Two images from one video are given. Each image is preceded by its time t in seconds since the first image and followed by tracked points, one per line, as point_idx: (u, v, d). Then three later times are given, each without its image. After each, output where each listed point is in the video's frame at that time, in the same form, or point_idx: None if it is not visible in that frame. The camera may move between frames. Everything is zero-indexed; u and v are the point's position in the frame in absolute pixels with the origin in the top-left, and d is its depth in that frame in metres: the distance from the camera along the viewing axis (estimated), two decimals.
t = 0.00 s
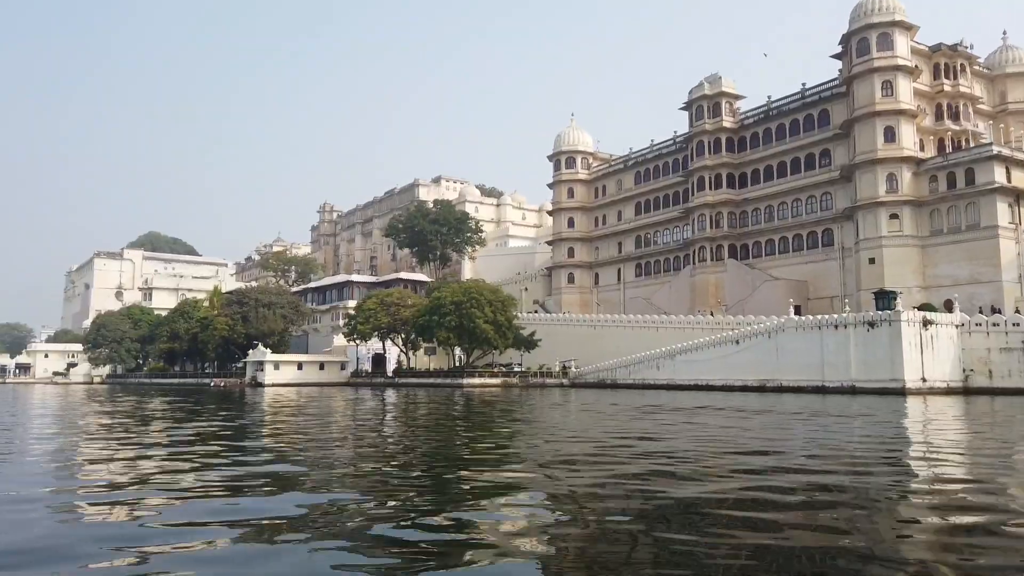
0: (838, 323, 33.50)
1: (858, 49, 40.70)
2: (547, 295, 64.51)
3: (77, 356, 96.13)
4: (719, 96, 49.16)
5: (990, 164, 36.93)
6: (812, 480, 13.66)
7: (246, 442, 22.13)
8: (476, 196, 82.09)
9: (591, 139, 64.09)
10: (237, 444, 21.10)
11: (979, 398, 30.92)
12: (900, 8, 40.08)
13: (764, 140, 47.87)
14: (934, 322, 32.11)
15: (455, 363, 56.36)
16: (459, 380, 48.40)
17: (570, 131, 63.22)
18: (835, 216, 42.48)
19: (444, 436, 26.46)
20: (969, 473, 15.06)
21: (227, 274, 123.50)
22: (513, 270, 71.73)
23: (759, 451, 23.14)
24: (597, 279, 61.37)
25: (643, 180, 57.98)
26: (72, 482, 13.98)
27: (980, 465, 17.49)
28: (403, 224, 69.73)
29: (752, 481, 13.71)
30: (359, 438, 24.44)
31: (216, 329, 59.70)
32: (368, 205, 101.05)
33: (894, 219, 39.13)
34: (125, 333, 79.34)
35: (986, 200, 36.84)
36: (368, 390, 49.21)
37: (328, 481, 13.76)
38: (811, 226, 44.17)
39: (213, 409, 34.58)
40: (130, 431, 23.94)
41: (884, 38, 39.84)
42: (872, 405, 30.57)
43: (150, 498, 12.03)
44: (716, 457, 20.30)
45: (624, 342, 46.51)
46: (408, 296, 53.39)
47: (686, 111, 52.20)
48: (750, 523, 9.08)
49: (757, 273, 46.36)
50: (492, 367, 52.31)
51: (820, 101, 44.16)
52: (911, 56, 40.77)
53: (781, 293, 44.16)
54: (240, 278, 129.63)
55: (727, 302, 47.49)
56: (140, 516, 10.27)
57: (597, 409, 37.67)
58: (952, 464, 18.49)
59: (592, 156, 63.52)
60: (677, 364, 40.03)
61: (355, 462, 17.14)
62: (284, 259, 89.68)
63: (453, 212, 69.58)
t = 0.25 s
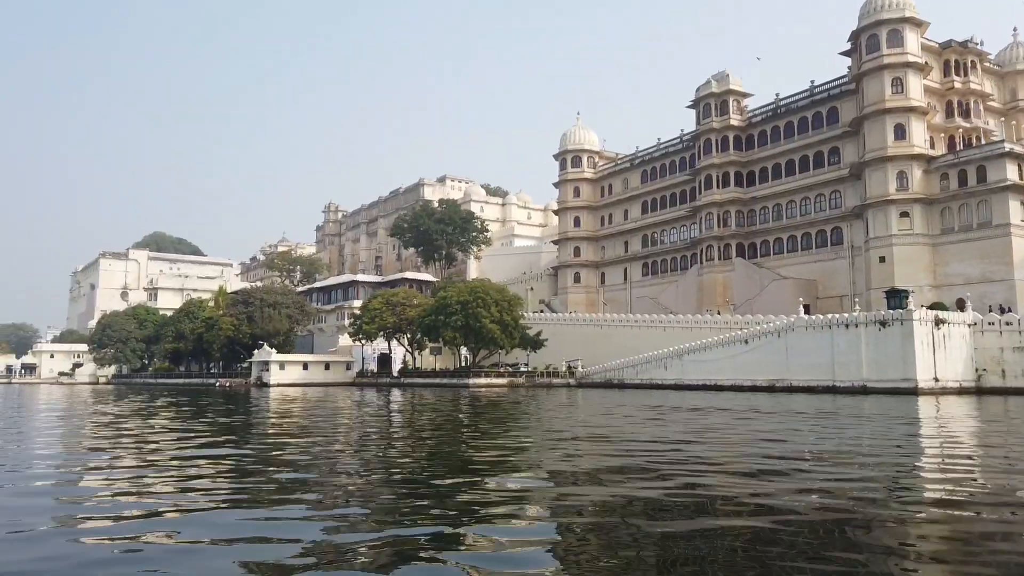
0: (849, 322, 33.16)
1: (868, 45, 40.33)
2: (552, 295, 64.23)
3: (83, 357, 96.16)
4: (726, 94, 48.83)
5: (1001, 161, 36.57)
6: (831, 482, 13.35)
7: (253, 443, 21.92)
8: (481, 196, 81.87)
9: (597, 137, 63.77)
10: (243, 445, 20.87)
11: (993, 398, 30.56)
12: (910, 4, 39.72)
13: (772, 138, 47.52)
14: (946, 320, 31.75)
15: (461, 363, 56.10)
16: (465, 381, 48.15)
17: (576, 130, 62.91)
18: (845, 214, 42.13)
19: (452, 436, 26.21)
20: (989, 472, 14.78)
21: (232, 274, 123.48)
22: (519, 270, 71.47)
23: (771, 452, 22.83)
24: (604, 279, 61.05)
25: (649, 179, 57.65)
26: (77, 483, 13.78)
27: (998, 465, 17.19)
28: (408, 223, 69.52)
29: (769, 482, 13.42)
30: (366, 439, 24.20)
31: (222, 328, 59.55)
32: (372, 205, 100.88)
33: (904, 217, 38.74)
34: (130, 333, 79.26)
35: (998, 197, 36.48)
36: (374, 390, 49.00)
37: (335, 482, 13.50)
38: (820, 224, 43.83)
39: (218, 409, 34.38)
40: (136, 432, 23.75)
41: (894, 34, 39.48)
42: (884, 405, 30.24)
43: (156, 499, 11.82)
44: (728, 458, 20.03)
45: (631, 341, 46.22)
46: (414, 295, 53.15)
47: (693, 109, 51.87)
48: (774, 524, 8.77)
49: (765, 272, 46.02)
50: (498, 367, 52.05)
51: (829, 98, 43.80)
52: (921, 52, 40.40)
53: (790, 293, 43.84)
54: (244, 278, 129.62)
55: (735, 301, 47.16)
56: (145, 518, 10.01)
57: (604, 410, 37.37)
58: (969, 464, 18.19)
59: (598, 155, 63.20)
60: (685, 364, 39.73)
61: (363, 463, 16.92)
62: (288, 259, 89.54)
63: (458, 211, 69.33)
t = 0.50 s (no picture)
0: (857, 322, 32.81)
1: (874, 43, 40.00)
2: (556, 294, 63.92)
3: (84, 356, 95.96)
4: (731, 92, 48.48)
5: (1010, 159, 36.23)
6: (847, 485, 13.05)
7: (255, 443, 21.62)
8: (484, 195, 81.58)
9: (600, 136, 63.45)
10: (246, 445, 20.60)
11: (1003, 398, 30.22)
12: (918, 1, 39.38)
13: (777, 136, 47.18)
14: (955, 320, 31.40)
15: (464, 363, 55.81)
16: (468, 381, 47.84)
17: (580, 128, 62.55)
18: (851, 213, 41.79)
19: (457, 437, 25.90)
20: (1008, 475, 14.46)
21: (233, 274, 123.23)
22: (521, 269, 71.15)
23: (780, 454, 22.54)
24: (607, 278, 60.71)
25: (653, 177, 57.31)
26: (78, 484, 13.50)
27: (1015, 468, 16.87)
28: (410, 222, 69.21)
29: (786, 485, 13.12)
30: (371, 439, 23.90)
31: (224, 328, 59.29)
32: (374, 204, 100.57)
33: (912, 216, 38.39)
34: (132, 333, 78.98)
35: (1007, 196, 36.13)
36: (376, 390, 48.71)
37: (342, 484, 13.23)
38: (826, 223, 43.50)
39: (221, 409, 34.09)
40: (137, 432, 23.45)
41: (901, 31, 39.14)
42: (893, 405, 29.91)
43: (158, 501, 11.54)
44: (740, 459, 19.71)
45: (635, 341, 45.91)
46: (417, 295, 52.82)
47: (697, 107, 51.53)
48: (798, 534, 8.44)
49: (771, 271, 45.70)
50: (501, 367, 51.73)
51: (836, 96, 43.46)
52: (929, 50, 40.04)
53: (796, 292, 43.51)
54: (246, 277, 129.35)
55: (740, 301, 46.84)
56: (141, 522, 9.67)
57: (609, 410, 37.05)
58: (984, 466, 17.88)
59: (602, 153, 62.87)
60: (690, 364, 39.41)
61: (368, 464, 16.61)
62: (290, 258, 89.25)
63: (460, 210, 69.00)
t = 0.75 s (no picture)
0: (864, 322, 32.54)
1: (880, 41, 39.75)
2: (558, 295, 63.63)
3: (85, 358, 95.73)
4: (735, 91, 48.24)
5: (1017, 158, 35.97)
6: (863, 486, 12.81)
7: (257, 445, 21.36)
8: (486, 195, 81.36)
9: (603, 136, 63.21)
10: (249, 447, 20.34)
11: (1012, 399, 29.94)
12: None
13: (781, 135, 46.92)
14: (963, 320, 31.12)
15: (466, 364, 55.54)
16: (471, 382, 47.56)
17: (582, 128, 62.30)
18: (857, 213, 41.52)
19: (460, 438, 25.64)
20: None
21: (234, 275, 123.00)
22: (523, 270, 70.89)
23: (788, 455, 22.27)
24: (610, 279, 60.41)
25: (656, 177, 57.06)
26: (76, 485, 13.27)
27: None
28: (412, 223, 68.96)
29: (800, 486, 12.86)
30: (374, 441, 23.64)
31: (225, 329, 59.04)
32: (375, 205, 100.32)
33: (918, 215, 38.11)
34: (132, 334, 78.73)
35: (1015, 195, 35.85)
36: (378, 391, 48.46)
37: (347, 485, 12.97)
38: (831, 223, 43.23)
39: (222, 410, 33.83)
40: (137, 434, 23.19)
41: (907, 30, 38.89)
42: (900, 406, 29.63)
43: (159, 503, 11.30)
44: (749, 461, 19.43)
45: (639, 342, 45.63)
46: (418, 295, 52.57)
47: (701, 107, 51.28)
48: (818, 535, 8.17)
49: (775, 271, 45.42)
50: (504, 368, 51.45)
51: (841, 95, 43.19)
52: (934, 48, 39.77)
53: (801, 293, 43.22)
54: (246, 279, 129.10)
55: (744, 301, 46.56)
56: (139, 527, 9.40)
57: (613, 412, 36.76)
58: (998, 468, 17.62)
59: (604, 153, 62.61)
60: (695, 365, 39.14)
61: (373, 465, 16.36)
62: (291, 259, 88.98)
63: (462, 211, 68.74)
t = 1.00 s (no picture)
0: (870, 326, 32.24)
1: (885, 44, 39.55)
2: (560, 299, 63.36)
3: (86, 361, 95.53)
4: (738, 94, 48.03)
5: None
6: (878, 494, 12.53)
7: (259, 449, 21.09)
8: (488, 199, 81.17)
9: (606, 139, 63.01)
10: (250, 452, 20.07)
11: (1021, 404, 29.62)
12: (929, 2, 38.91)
13: (785, 138, 46.69)
14: (971, 324, 30.83)
15: (468, 368, 55.27)
16: (473, 386, 47.27)
17: (585, 131, 62.07)
18: (862, 216, 41.27)
19: (463, 443, 25.32)
20: None
21: (235, 278, 122.87)
22: (525, 274, 70.66)
23: (796, 461, 21.97)
24: (612, 282, 60.13)
25: (658, 180, 56.83)
26: (75, 488, 13.05)
27: None
28: (414, 226, 68.74)
29: (813, 494, 12.59)
30: (376, 445, 23.38)
31: (226, 333, 58.80)
32: (377, 208, 100.11)
33: (923, 219, 37.85)
34: (133, 337, 78.52)
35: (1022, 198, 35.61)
36: (379, 396, 48.19)
37: (350, 492, 12.70)
38: (836, 226, 42.98)
39: (223, 414, 33.56)
40: (137, 437, 22.92)
41: (912, 32, 38.67)
42: (908, 412, 29.35)
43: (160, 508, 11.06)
44: (758, 466, 19.11)
45: (642, 346, 45.34)
46: (420, 299, 52.34)
47: (704, 110, 51.05)
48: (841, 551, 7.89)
49: (779, 275, 45.18)
50: (506, 372, 51.14)
51: (845, 98, 42.97)
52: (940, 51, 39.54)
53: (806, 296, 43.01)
54: (247, 282, 128.93)
55: (748, 305, 46.31)
56: (139, 534, 9.13)
57: (616, 416, 36.46)
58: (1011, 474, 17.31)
59: (607, 156, 62.40)
60: (699, 369, 38.88)
61: (376, 470, 16.10)
62: (292, 262, 88.76)
63: (464, 214, 68.51)
